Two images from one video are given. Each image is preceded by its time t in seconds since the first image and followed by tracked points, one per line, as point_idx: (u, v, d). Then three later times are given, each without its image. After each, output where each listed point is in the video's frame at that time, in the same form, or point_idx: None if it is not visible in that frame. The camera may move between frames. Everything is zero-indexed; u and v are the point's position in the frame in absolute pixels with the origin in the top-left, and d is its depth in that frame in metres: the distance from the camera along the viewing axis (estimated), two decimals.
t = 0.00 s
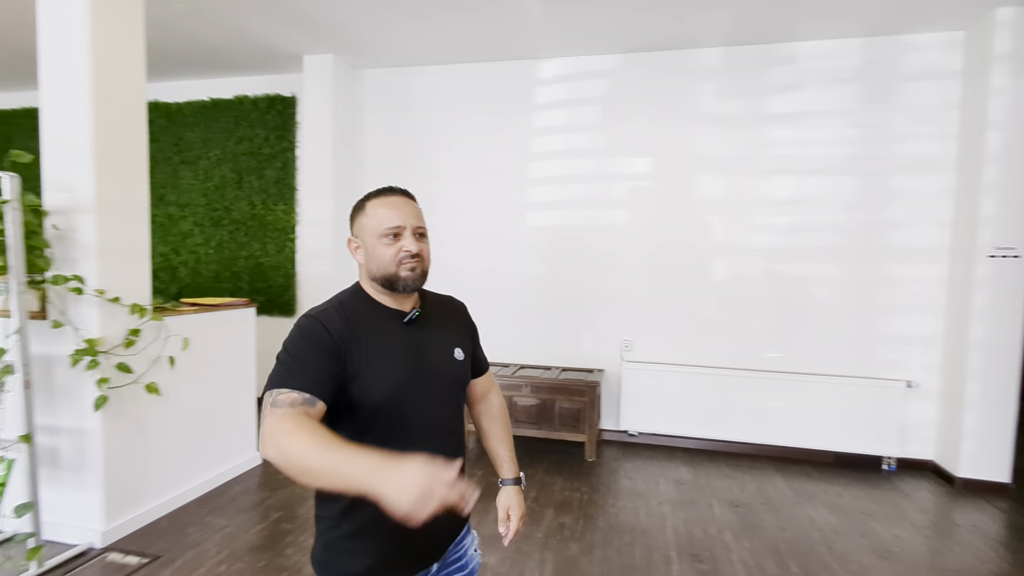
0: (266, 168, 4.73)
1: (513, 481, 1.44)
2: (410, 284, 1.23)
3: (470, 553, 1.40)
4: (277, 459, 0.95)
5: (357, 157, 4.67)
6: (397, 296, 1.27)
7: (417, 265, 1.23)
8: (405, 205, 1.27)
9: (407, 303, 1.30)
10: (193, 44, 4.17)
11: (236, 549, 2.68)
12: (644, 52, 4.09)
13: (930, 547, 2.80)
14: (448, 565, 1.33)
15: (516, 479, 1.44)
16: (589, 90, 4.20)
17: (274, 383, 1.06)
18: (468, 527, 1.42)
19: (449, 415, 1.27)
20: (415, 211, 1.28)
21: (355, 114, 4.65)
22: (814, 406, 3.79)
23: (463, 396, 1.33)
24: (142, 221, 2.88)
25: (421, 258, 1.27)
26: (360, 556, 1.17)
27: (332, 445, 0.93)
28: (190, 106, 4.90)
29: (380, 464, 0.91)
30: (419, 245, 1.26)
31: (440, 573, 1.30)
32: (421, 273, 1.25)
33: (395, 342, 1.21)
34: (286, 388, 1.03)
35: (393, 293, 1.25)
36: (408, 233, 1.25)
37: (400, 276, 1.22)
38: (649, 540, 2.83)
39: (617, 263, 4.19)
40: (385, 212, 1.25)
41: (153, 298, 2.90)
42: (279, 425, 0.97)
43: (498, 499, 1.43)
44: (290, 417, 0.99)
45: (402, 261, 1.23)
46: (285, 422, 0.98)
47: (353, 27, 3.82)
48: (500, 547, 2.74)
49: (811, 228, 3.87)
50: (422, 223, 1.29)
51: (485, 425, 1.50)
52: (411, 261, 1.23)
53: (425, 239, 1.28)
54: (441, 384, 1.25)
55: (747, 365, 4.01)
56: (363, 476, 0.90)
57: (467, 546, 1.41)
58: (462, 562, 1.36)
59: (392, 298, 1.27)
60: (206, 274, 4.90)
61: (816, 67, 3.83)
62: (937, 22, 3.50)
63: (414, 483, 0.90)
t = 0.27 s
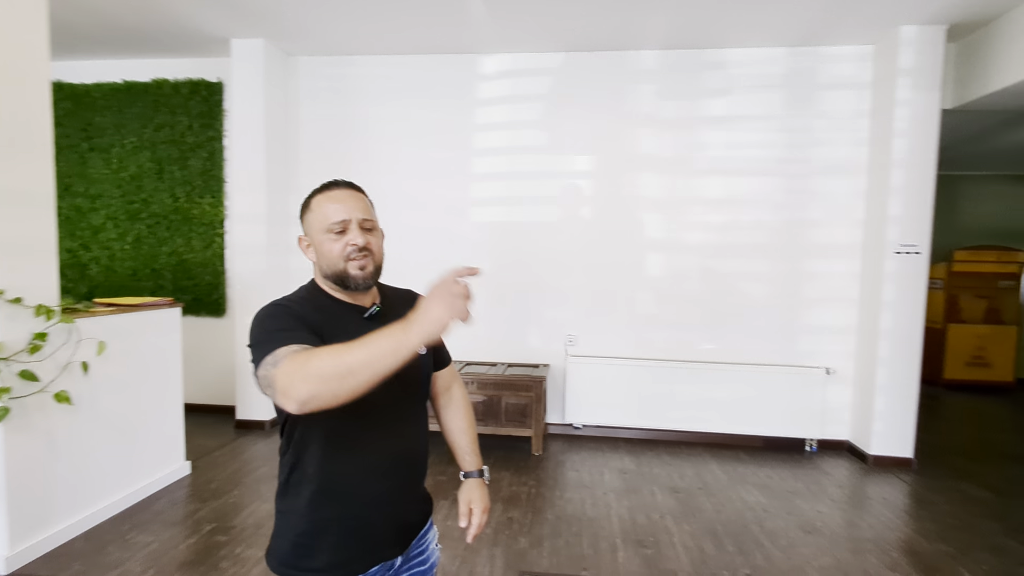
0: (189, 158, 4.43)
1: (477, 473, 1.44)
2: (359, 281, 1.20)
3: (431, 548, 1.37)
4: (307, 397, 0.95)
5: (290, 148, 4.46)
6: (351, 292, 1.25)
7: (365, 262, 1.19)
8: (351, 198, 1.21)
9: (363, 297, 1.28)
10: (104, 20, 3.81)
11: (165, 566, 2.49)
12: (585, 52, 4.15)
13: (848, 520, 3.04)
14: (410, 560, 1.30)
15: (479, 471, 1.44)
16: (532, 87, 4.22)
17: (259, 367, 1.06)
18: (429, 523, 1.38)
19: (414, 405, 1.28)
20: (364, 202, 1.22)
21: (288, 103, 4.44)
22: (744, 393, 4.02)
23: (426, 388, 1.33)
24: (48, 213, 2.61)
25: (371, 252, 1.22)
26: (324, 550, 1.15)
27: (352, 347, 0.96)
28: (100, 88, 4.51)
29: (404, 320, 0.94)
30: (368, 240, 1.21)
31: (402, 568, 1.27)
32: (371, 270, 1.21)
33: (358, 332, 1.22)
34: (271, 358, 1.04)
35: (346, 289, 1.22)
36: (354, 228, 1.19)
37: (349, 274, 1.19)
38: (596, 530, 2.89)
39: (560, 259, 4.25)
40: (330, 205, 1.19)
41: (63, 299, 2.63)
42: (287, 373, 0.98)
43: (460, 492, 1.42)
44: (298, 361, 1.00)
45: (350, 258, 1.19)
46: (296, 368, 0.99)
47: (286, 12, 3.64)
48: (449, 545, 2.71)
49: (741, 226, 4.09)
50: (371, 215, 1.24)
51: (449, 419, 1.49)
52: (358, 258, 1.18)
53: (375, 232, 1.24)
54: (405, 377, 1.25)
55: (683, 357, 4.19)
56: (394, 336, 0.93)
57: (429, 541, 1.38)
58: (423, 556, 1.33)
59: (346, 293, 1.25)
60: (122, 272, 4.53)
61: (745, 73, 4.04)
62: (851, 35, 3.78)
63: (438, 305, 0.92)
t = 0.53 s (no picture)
0: (146, 153, 4.30)
1: (441, 476, 1.45)
2: (317, 276, 1.20)
3: (400, 546, 1.37)
4: (215, 404, 0.92)
5: (252, 145, 4.36)
6: (316, 290, 1.25)
7: (321, 256, 1.20)
8: (307, 196, 1.24)
9: (331, 295, 1.27)
10: (52, 9, 3.66)
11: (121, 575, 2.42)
12: (551, 54, 4.19)
13: (804, 510, 3.17)
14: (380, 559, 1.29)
15: (444, 475, 1.45)
16: (499, 88, 4.24)
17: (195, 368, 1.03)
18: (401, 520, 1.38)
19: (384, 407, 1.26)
20: (321, 199, 1.24)
21: (250, 99, 4.34)
22: (707, 390, 4.13)
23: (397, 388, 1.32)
24: None
25: (330, 247, 1.23)
26: (293, 552, 1.15)
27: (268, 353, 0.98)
28: (49, 80, 4.32)
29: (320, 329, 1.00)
30: (325, 235, 1.22)
31: (371, 567, 1.27)
32: (330, 264, 1.21)
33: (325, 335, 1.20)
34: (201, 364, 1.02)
35: (308, 286, 1.23)
36: (309, 224, 1.21)
37: (307, 270, 1.20)
38: (562, 526, 2.93)
39: (528, 258, 4.28)
40: (287, 205, 1.22)
41: (9, 300, 2.52)
42: (195, 379, 0.95)
43: (422, 493, 1.43)
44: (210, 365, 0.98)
45: (307, 254, 1.20)
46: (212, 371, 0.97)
47: (247, 6, 3.56)
48: (416, 544, 2.70)
49: (703, 227, 4.20)
50: (330, 211, 1.25)
51: (417, 419, 1.50)
52: (314, 252, 1.20)
53: (334, 228, 1.25)
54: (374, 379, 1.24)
55: (648, 355, 4.28)
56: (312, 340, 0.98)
57: (399, 540, 1.38)
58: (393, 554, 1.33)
59: (311, 292, 1.25)
60: (73, 271, 4.36)
61: (705, 78, 4.16)
62: (806, 44, 3.93)
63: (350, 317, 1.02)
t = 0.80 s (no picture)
0: (114, 151, 4.23)
1: (417, 468, 1.46)
2: (291, 275, 1.23)
3: (372, 543, 1.40)
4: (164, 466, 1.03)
5: (225, 144, 4.32)
6: (290, 290, 1.27)
7: (296, 256, 1.23)
8: (281, 196, 1.27)
9: (305, 295, 1.29)
10: (15, 2, 3.58)
11: None
12: (525, 57, 4.24)
13: (769, 503, 3.27)
14: (350, 555, 1.32)
15: (421, 466, 1.46)
16: (474, 90, 4.28)
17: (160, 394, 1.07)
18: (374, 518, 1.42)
19: (356, 406, 1.29)
20: (295, 200, 1.27)
21: (222, 97, 4.30)
22: (678, 388, 4.23)
23: (370, 386, 1.35)
24: None
25: (304, 248, 1.26)
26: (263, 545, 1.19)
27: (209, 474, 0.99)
28: (11, 74, 4.21)
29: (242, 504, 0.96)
30: (299, 235, 1.25)
31: (340, 563, 1.30)
32: (303, 264, 1.24)
33: (297, 336, 1.22)
34: (165, 401, 1.06)
35: (282, 285, 1.25)
36: (284, 224, 1.24)
37: (281, 269, 1.23)
38: (534, 521, 2.98)
39: (503, 258, 4.33)
40: (261, 205, 1.25)
41: None
42: (165, 440, 1.03)
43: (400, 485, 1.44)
44: (177, 439, 1.03)
45: (281, 253, 1.23)
46: (174, 444, 1.03)
47: (218, 3, 3.53)
48: (390, 542, 2.72)
49: (674, 228, 4.30)
50: (304, 213, 1.28)
51: (393, 415, 1.53)
52: (288, 252, 1.23)
53: (308, 228, 1.28)
54: (344, 378, 1.26)
55: (622, 353, 4.36)
56: (223, 512, 0.96)
57: (371, 537, 1.41)
58: (363, 551, 1.36)
59: (285, 291, 1.28)
60: (37, 270, 4.25)
61: (676, 83, 4.26)
62: (772, 52, 4.05)
63: (267, 523, 0.95)
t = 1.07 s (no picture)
0: (92, 150, 4.18)
1: (398, 470, 1.49)
2: (275, 278, 1.25)
3: (357, 541, 1.43)
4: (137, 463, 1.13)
5: (206, 144, 4.29)
6: (273, 292, 1.29)
7: (280, 260, 1.25)
8: (268, 199, 1.29)
9: (289, 297, 1.31)
10: None
11: None
12: (509, 61, 4.29)
13: (745, 499, 3.36)
14: (334, 553, 1.35)
15: (400, 467, 1.50)
16: (458, 93, 4.31)
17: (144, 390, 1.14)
18: (359, 515, 1.45)
19: (336, 406, 1.30)
20: (282, 204, 1.30)
21: (204, 97, 4.27)
22: (658, 388, 4.31)
23: (353, 387, 1.36)
24: None
25: (289, 251, 1.28)
26: (242, 542, 1.21)
27: (162, 502, 1.12)
28: None
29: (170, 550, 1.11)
30: (283, 238, 1.27)
31: (323, 560, 1.32)
32: (286, 267, 1.26)
33: (277, 335, 1.24)
34: (149, 397, 1.13)
35: (266, 288, 1.27)
36: (270, 227, 1.26)
37: (264, 271, 1.25)
38: (517, 520, 3.02)
39: (487, 260, 4.36)
40: (249, 208, 1.28)
41: None
42: (145, 447, 1.12)
43: (379, 486, 1.47)
44: (154, 449, 1.12)
45: (265, 256, 1.25)
46: (149, 449, 1.12)
47: (200, 3, 3.51)
48: (373, 542, 2.74)
49: (654, 231, 4.38)
50: (290, 216, 1.30)
51: (377, 416, 1.56)
52: (273, 255, 1.25)
53: (293, 231, 1.30)
54: (323, 378, 1.28)
55: (603, 354, 4.42)
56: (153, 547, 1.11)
57: (356, 535, 1.43)
58: (348, 549, 1.39)
59: (269, 293, 1.30)
60: (11, 271, 4.17)
61: (656, 89, 4.34)
62: (749, 59, 4.15)
63: None
